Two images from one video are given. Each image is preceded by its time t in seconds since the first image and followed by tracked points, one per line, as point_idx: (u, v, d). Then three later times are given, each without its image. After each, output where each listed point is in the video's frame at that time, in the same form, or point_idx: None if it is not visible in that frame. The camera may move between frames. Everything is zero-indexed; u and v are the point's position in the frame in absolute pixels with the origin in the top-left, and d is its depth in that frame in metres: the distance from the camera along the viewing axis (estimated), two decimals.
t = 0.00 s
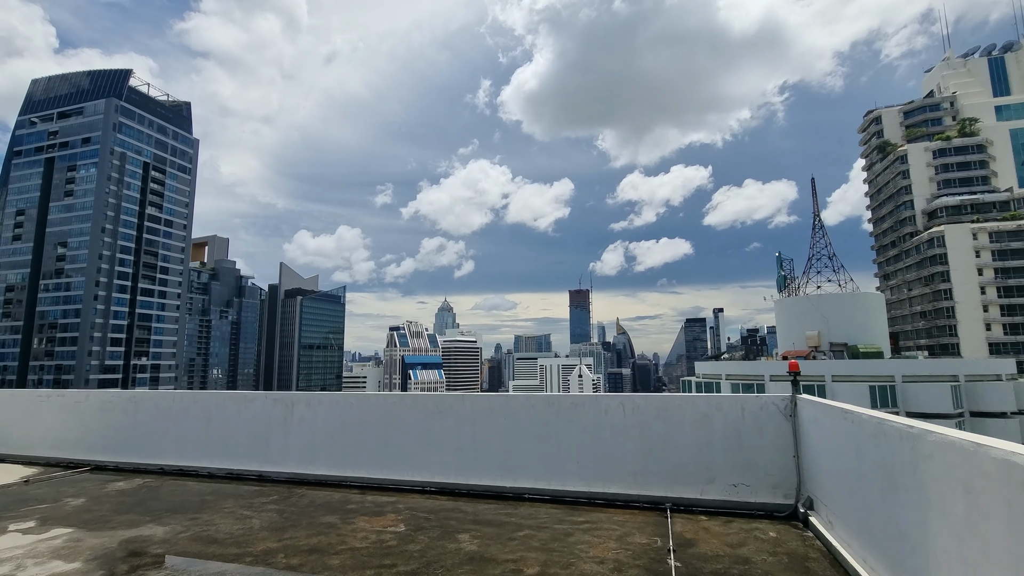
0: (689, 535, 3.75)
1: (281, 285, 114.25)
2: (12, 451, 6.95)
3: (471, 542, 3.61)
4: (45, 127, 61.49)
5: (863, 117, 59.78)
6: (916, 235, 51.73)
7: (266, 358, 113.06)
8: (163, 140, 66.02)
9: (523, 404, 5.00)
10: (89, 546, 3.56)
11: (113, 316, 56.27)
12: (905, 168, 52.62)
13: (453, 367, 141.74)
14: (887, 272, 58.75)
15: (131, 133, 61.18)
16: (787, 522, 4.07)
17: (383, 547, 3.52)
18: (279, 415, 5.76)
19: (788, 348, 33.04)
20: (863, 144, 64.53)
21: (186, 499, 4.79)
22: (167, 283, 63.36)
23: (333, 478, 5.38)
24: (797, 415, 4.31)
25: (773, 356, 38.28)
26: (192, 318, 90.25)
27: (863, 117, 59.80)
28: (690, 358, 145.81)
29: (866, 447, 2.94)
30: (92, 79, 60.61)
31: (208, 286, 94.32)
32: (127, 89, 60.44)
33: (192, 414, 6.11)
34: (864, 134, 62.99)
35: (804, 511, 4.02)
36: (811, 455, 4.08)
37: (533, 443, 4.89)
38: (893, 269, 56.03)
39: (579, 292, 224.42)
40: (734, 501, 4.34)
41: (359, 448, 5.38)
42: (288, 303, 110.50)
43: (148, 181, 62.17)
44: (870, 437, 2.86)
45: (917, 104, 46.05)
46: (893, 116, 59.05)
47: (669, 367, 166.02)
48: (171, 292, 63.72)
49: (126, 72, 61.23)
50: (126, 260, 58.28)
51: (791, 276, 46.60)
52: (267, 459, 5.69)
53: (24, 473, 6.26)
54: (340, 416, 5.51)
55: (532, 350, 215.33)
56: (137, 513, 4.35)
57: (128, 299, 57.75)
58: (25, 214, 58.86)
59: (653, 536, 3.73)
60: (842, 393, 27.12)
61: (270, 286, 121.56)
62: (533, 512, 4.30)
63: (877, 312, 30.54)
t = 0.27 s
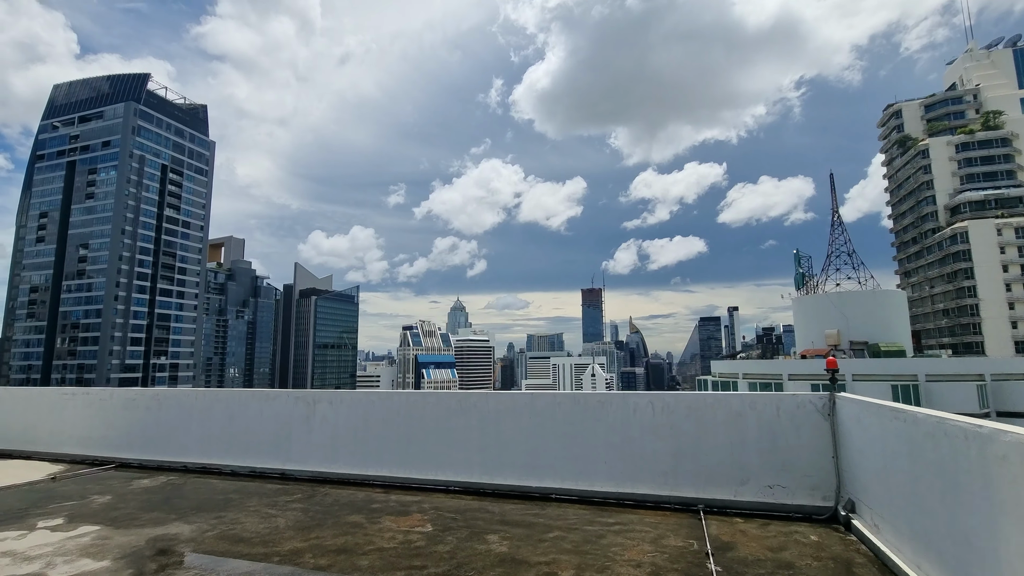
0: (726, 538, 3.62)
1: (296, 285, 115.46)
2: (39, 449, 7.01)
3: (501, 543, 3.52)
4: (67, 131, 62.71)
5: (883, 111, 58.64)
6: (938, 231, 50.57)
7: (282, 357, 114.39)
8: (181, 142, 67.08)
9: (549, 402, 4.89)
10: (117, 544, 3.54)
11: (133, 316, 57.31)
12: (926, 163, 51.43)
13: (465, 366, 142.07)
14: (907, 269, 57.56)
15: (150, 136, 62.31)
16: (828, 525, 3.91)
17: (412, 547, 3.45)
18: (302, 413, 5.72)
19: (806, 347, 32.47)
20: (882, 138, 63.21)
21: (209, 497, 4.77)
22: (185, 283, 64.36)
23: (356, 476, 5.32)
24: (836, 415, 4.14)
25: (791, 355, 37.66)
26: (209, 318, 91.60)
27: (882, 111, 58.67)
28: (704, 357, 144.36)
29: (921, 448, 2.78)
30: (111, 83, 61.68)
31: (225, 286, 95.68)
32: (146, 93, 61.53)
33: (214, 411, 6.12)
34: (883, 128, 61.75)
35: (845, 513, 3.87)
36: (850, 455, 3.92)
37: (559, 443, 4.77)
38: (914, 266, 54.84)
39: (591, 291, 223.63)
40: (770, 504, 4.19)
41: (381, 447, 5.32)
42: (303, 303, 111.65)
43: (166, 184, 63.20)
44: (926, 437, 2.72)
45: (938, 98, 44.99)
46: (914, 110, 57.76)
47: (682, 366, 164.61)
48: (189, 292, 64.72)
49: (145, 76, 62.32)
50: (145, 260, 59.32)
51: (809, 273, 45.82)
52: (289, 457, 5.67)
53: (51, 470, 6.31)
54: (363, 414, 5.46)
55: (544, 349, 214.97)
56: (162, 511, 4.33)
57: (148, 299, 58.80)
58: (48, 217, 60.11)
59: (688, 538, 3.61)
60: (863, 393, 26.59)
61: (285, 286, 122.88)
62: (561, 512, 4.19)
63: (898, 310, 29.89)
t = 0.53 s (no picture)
0: (761, 544, 3.48)
1: (305, 285, 116.12)
2: (56, 449, 7.02)
3: (528, 549, 3.42)
4: (81, 134, 63.51)
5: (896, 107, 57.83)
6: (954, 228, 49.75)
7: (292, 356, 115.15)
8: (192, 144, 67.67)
9: (571, 403, 4.77)
10: (137, 547, 3.47)
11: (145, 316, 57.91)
12: (941, 159, 50.57)
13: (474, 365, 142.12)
14: (922, 267, 56.72)
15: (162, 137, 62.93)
16: (865, 532, 3.76)
17: (437, 552, 3.36)
18: (319, 414, 5.65)
19: (819, 347, 32.05)
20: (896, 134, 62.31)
21: (227, 499, 4.71)
22: (196, 283, 64.91)
23: (374, 477, 5.25)
24: (873, 417, 3.98)
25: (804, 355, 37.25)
26: (220, 318, 92.40)
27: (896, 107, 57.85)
28: (714, 357, 142.95)
29: (975, 453, 2.63)
30: (124, 85, 62.30)
31: (235, 286, 96.46)
32: (157, 95, 62.14)
33: (230, 411, 6.07)
34: (897, 124, 60.87)
35: (885, 519, 3.70)
36: (889, 458, 3.76)
37: (582, 443, 4.67)
38: (929, 264, 54.02)
39: (598, 291, 222.65)
40: (803, 509, 4.05)
41: (398, 448, 5.23)
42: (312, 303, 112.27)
43: (177, 185, 63.77)
44: (981, 443, 2.58)
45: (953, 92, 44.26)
46: (928, 105, 56.86)
47: (692, 365, 163.40)
48: (201, 292, 65.26)
49: (157, 78, 62.93)
50: (157, 261, 59.89)
51: (822, 271, 45.25)
52: (307, 459, 5.60)
53: (69, 471, 6.30)
54: (380, 415, 5.37)
55: (552, 349, 214.44)
56: (181, 513, 4.27)
57: (160, 299, 59.38)
58: (62, 218, 60.89)
59: (722, 545, 3.48)
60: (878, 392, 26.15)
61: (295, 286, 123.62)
62: (587, 516, 4.09)
63: (913, 309, 29.38)
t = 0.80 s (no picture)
0: (790, 548, 3.37)
1: (312, 284, 116.61)
2: (68, 448, 7.00)
3: (549, 552, 3.33)
4: (90, 134, 63.99)
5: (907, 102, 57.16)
6: (966, 224, 49.12)
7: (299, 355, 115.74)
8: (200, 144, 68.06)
9: (588, 402, 4.67)
10: (152, 548, 3.42)
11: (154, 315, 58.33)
12: (953, 154, 49.91)
13: (480, 364, 142.18)
14: (933, 264, 56.03)
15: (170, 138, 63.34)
16: (897, 535, 3.64)
17: (456, 555, 3.28)
18: (331, 412, 5.59)
19: (829, 344, 31.70)
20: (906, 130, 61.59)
21: (239, 499, 4.65)
22: (204, 283, 65.29)
23: (388, 477, 5.19)
24: (903, 417, 3.86)
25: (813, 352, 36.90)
26: (228, 317, 93.03)
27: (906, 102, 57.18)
28: (721, 355, 142.13)
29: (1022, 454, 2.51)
30: (132, 86, 62.65)
31: (243, 285, 97.04)
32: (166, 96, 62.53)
33: (241, 410, 6.03)
34: (907, 119, 60.16)
35: (917, 523, 3.58)
36: (920, 458, 3.63)
37: (599, 442, 4.57)
38: (941, 260, 53.35)
39: (604, 289, 222.04)
40: (830, 511, 3.93)
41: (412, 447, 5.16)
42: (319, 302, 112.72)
43: (185, 185, 64.16)
44: None
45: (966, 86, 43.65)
46: (939, 100, 56.12)
47: (698, 363, 162.60)
48: (209, 291, 65.63)
49: (165, 79, 63.31)
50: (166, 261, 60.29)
51: (832, 268, 44.81)
52: (319, 459, 5.54)
53: (81, 469, 6.28)
54: (393, 414, 5.31)
55: (558, 347, 214.09)
56: (194, 513, 4.22)
57: (169, 298, 59.79)
58: (72, 219, 61.42)
59: (749, 549, 3.37)
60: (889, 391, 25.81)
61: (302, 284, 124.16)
62: (606, 518, 3.99)
63: (926, 306, 28.97)
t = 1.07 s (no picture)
0: (815, 551, 3.25)
1: (317, 283, 116.88)
2: (75, 447, 6.97)
3: (566, 555, 3.21)
4: (97, 135, 64.33)
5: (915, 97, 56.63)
6: (975, 220, 48.58)
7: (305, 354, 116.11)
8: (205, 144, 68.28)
9: (602, 400, 4.56)
10: (159, 551, 3.35)
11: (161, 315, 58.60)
12: (963, 149, 49.34)
13: (485, 362, 142.25)
14: (942, 260, 55.50)
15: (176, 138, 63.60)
16: (925, 537, 3.51)
17: (470, 558, 3.18)
18: (339, 411, 5.51)
19: (837, 341, 31.40)
20: (915, 125, 60.97)
21: (248, 499, 4.58)
22: (210, 282, 65.59)
23: (398, 477, 5.09)
24: (930, 414, 3.73)
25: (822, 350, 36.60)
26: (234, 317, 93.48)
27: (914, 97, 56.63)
28: (727, 353, 141.36)
29: None
30: (138, 87, 62.89)
31: (249, 285, 97.43)
32: (171, 96, 62.76)
33: (249, 409, 5.96)
34: (916, 114, 59.57)
35: (947, 524, 3.45)
36: (949, 457, 3.51)
37: (615, 442, 4.46)
38: (950, 256, 52.79)
39: (609, 287, 221.37)
40: (855, 511, 3.81)
41: (421, 447, 5.08)
42: (325, 301, 113.03)
43: (191, 185, 64.40)
44: None
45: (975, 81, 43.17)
46: (948, 95, 55.52)
47: (704, 362, 162.00)
48: (215, 291, 65.93)
49: (170, 80, 63.54)
50: (172, 260, 60.58)
51: (840, 265, 44.41)
52: (328, 458, 5.46)
53: (89, 469, 6.25)
54: (403, 412, 5.23)
55: (563, 345, 213.82)
56: (202, 514, 4.15)
57: (175, 298, 60.06)
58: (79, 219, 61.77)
59: (772, 551, 3.25)
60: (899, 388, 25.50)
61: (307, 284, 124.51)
62: (623, 519, 3.88)
63: (935, 302, 28.65)
